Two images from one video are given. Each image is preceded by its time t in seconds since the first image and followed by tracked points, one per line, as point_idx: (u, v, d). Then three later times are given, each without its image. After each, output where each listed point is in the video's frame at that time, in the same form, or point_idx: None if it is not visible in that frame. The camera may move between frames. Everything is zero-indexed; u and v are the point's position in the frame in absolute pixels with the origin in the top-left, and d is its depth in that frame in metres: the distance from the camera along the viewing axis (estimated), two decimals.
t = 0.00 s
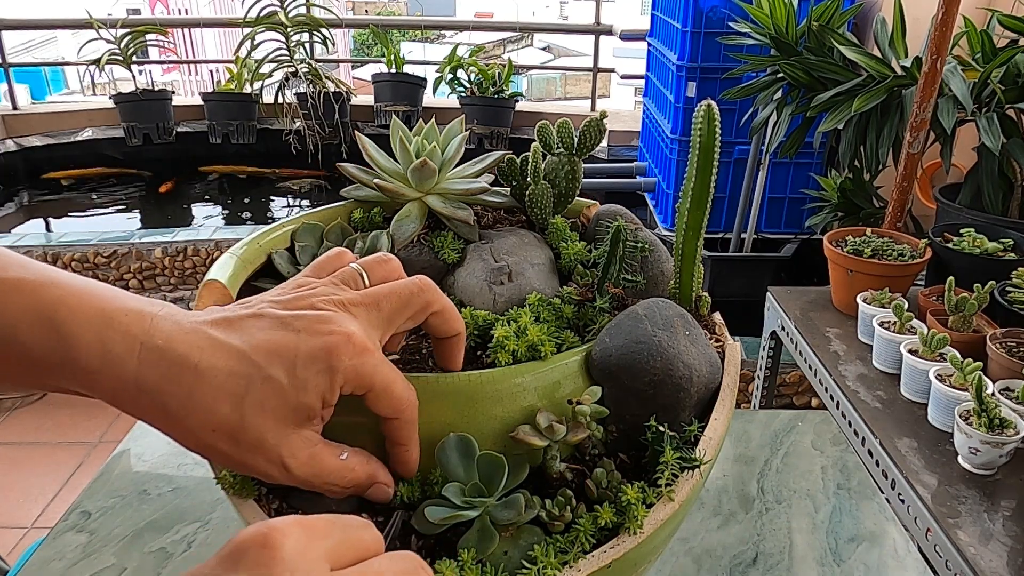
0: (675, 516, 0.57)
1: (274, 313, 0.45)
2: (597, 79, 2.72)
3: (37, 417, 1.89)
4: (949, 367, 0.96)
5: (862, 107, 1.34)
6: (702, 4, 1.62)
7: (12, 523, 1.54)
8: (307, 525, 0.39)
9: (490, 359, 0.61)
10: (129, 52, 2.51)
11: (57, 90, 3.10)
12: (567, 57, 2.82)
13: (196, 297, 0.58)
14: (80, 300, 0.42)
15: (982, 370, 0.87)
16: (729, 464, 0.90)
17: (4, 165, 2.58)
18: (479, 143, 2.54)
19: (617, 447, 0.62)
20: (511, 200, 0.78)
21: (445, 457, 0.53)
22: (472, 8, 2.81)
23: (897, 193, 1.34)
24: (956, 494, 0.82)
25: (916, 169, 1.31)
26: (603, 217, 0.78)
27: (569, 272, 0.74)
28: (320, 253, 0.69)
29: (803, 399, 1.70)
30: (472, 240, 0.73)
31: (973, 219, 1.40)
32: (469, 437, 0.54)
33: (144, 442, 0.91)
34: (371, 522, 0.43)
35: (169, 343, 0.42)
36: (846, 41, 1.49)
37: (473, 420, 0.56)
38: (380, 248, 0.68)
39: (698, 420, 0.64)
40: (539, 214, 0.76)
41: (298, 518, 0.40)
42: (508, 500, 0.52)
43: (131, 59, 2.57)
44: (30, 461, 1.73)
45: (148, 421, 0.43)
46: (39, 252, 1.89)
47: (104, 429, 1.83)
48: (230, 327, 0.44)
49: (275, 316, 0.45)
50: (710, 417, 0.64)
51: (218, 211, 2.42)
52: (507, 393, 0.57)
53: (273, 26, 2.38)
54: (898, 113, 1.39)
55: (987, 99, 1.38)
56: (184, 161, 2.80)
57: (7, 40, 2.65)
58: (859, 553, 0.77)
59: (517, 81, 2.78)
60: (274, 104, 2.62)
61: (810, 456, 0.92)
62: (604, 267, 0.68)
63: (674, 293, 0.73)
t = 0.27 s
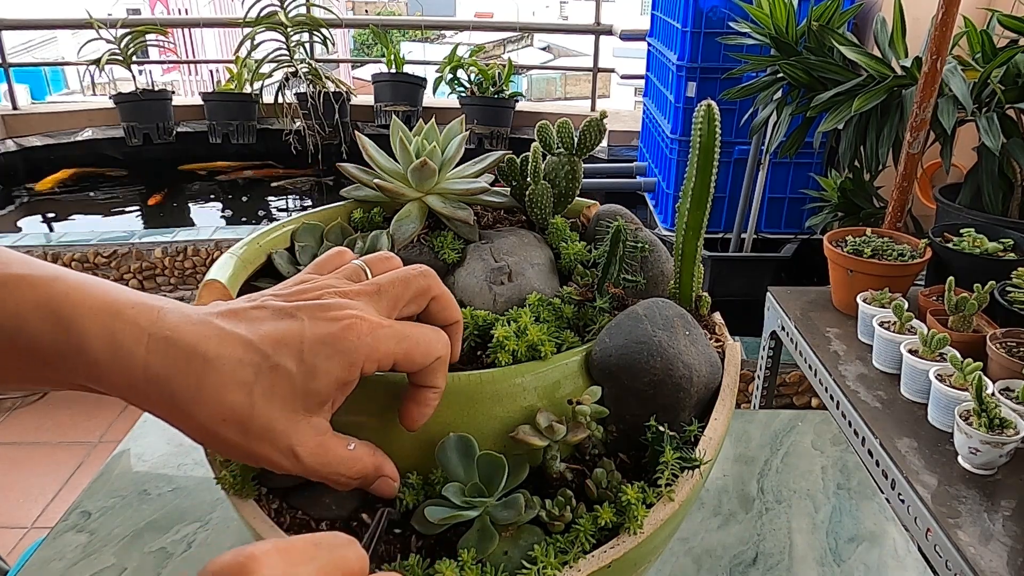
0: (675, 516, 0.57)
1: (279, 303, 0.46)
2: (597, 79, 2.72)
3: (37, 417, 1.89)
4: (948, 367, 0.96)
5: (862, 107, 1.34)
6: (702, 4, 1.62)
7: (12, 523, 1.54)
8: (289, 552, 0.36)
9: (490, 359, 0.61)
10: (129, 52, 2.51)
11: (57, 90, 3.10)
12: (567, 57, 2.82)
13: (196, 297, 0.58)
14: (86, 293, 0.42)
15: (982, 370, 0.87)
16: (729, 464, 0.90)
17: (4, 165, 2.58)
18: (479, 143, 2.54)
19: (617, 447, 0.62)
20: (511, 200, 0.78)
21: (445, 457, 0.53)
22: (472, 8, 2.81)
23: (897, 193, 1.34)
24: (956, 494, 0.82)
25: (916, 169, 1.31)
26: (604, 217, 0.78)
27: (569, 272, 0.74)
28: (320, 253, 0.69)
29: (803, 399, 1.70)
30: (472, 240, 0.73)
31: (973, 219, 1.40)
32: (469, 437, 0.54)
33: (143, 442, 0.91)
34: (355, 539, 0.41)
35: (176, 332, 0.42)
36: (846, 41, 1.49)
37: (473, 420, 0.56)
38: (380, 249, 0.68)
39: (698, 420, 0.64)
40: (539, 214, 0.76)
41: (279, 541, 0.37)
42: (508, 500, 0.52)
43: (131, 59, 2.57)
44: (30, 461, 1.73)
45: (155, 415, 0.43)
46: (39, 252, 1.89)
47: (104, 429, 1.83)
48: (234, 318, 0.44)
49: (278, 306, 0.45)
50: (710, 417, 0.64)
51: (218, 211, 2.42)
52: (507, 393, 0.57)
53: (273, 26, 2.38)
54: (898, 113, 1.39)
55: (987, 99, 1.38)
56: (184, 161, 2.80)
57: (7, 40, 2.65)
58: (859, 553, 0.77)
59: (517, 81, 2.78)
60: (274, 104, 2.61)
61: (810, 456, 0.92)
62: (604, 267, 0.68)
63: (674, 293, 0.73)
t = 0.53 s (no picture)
0: (675, 516, 0.57)
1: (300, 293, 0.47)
2: (597, 79, 2.72)
3: (37, 417, 1.89)
4: (948, 367, 0.96)
5: (862, 107, 1.34)
6: (702, 4, 1.62)
7: (11, 523, 1.54)
8: (250, 565, 0.32)
9: (490, 359, 0.61)
10: (129, 52, 2.51)
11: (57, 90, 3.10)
12: (567, 57, 2.82)
13: (196, 298, 0.57)
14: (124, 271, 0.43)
15: (981, 370, 0.87)
16: (729, 464, 0.90)
17: (4, 165, 2.57)
18: (479, 143, 2.54)
19: (617, 447, 0.62)
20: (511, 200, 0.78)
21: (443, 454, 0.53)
22: (472, 8, 2.81)
23: (897, 193, 1.34)
24: (956, 494, 0.82)
25: (916, 169, 1.31)
26: (604, 217, 0.78)
27: (569, 272, 0.75)
28: (320, 253, 0.69)
29: (803, 399, 1.70)
30: (472, 240, 0.73)
31: (973, 219, 1.40)
32: (468, 437, 0.54)
33: (143, 442, 0.91)
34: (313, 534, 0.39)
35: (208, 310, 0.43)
36: (846, 41, 1.49)
37: (473, 420, 0.56)
38: (380, 249, 0.69)
39: (698, 420, 0.64)
40: (539, 214, 0.76)
41: (240, 551, 0.32)
42: (508, 500, 0.52)
43: (131, 59, 2.56)
44: (30, 461, 1.73)
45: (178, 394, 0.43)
46: (39, 252, 1.88)
47: (104, 429, 1.83)
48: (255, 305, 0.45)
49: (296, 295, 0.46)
50: (710, 416, 0.64)
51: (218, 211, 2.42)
52: (507, 393, 0.57)
53: (274, 26, 2.38)
54: (898, 113, 1.39)
55: (987, 99, 1.38)
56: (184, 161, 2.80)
57: (7, 40, 2.64)
58: (859, 553, 0.77)
59: (517, 81, 2.77)
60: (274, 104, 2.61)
61: (810, 456, 0.92)
62: (603, 267, 0.68)
63: (674, 293, 0.73)
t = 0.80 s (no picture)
0: (676, 518, 0.57)
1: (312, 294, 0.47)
2: (597, 81, 2.72)
3: (38, 419, 1.89)
4: (949, 368, 0.96)
5: (862, 108, 1.34)
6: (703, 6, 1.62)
7: (12, 525, 1.54)
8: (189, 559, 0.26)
9: (490, 361, 0.61)
10: (130, 54, 2.51)
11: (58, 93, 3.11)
12: (567, 59, 2.83)
13: (196, 299, 0.57)
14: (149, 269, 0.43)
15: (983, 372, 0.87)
16: (730, 466, 0.90)
17: (5, 168, 2.58)
18: (479, 145, 2.54)
19: (618, 449, 0.62)
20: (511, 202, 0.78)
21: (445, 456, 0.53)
22: (473, 11, 2.82)
23: (897, 194, 1.34)
24: (957, 496, 0.82)
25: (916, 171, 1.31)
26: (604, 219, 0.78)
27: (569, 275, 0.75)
28: (321, 255, 0.69)
29: (804, 400, 1.70)
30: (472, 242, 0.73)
31: (973, 221, 1.40)
32: (469, 439, 0.54)
33: (144, 444, 0.91)
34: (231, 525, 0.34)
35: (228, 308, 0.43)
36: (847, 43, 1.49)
37: (473, 422, 0.56)
38: (381, 251, 0.69)
39: (698, 421, 0.64)
40: (539, 216, 0.76)
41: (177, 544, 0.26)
42: (508, 503, 0.51)
43: (132, 61, 2.57)
44: (31, 463, 1.73)
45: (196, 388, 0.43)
46: (40, 254, 1.88)
47: (105, 431, 1.83)
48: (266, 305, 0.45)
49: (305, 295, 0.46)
50: (710, 418, 0.64)
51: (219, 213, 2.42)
52: (508, 395, 0.57)
53: (275, 29, 2.39)
54: (899, 114, 1.39)
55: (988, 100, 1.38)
56: (185, 163, 2.80)
57: (8, 42, 2.65)
58: (860, 554, 0.77)
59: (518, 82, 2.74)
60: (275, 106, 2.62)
61: (811, 458, 0.92)
62: (606, 267, 0.70)
63: (674, 295, 0.73)
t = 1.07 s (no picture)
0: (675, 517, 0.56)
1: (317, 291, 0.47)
2: (597, 81, 2.73)
3: (38, 419, 1.89)
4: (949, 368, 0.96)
5: (862, 108, 1.34)
6: (703, 6, 1.62)
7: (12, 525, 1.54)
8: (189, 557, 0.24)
9: (490, 360, 0.61)
10: (130, 54, 2.51)
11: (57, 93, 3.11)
12: (567, 59, 2.83)
13: (197, 299, 0.57)
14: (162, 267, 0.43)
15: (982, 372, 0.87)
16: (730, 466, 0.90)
17: (5, 168, 2.58)
18: (479, 145, 2.54)
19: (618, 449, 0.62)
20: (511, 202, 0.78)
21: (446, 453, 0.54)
22: (473, 11, 2.82)
23: (897, 194, 1.34)
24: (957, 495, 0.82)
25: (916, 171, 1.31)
26: (604, 219, 0.78)
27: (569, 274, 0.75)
28: (321, 255, 0.69)
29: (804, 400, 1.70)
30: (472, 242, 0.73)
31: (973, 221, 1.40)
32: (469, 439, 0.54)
33: (144, 444, 0.91)
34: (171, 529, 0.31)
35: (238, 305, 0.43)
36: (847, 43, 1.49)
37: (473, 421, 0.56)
38: (381, 251, 0.69)
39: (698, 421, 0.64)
40: (539, 216, 0.76)
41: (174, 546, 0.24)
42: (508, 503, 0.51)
43: (132, 61, 2.56)
44: (31, 463, 1.73)
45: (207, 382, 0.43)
46: (40, 254, 1.88)
47: (104, 431, 1.83)
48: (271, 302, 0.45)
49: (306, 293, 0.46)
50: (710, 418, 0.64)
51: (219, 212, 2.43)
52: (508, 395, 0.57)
53: (275, 29, 2.39)
54: (898, 114, 1.39)
55: (988, 100, 1.38)
56: (185, 163, 2.80)
57: (8, 42, 2.65)
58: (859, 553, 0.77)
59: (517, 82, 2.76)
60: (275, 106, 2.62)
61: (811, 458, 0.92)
62: (606, 268, 0.70)
63: (674, 295, 0.73)
